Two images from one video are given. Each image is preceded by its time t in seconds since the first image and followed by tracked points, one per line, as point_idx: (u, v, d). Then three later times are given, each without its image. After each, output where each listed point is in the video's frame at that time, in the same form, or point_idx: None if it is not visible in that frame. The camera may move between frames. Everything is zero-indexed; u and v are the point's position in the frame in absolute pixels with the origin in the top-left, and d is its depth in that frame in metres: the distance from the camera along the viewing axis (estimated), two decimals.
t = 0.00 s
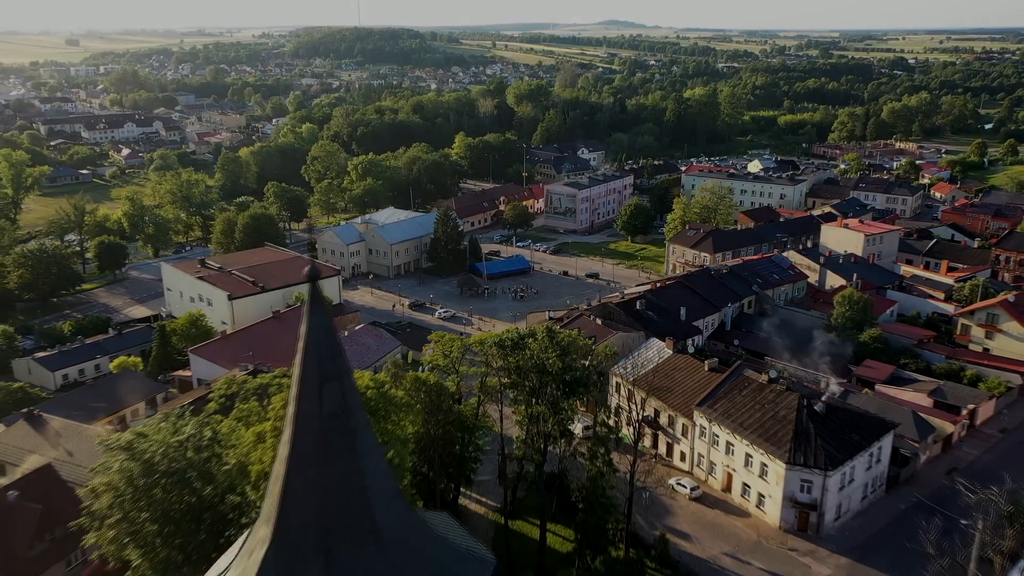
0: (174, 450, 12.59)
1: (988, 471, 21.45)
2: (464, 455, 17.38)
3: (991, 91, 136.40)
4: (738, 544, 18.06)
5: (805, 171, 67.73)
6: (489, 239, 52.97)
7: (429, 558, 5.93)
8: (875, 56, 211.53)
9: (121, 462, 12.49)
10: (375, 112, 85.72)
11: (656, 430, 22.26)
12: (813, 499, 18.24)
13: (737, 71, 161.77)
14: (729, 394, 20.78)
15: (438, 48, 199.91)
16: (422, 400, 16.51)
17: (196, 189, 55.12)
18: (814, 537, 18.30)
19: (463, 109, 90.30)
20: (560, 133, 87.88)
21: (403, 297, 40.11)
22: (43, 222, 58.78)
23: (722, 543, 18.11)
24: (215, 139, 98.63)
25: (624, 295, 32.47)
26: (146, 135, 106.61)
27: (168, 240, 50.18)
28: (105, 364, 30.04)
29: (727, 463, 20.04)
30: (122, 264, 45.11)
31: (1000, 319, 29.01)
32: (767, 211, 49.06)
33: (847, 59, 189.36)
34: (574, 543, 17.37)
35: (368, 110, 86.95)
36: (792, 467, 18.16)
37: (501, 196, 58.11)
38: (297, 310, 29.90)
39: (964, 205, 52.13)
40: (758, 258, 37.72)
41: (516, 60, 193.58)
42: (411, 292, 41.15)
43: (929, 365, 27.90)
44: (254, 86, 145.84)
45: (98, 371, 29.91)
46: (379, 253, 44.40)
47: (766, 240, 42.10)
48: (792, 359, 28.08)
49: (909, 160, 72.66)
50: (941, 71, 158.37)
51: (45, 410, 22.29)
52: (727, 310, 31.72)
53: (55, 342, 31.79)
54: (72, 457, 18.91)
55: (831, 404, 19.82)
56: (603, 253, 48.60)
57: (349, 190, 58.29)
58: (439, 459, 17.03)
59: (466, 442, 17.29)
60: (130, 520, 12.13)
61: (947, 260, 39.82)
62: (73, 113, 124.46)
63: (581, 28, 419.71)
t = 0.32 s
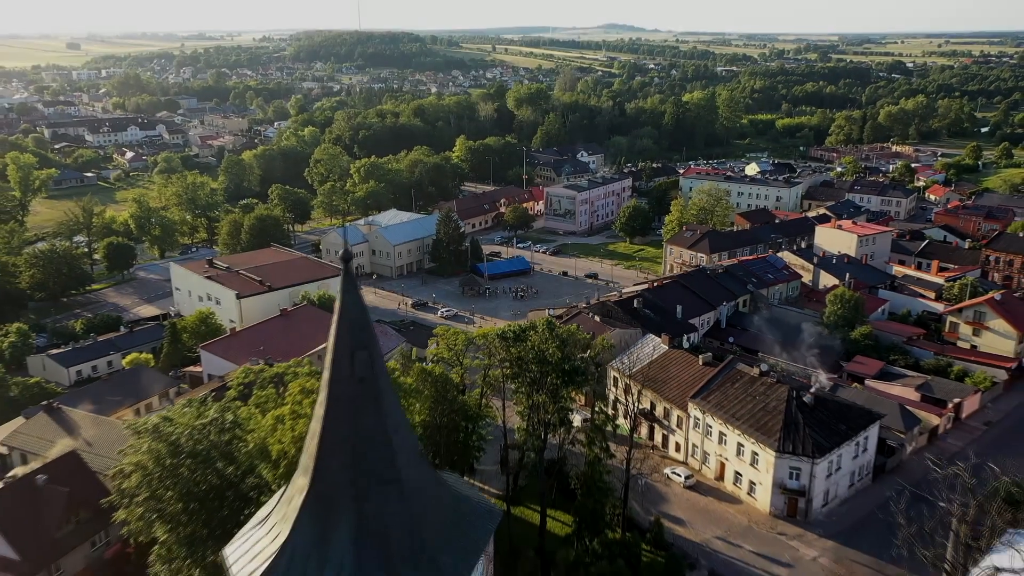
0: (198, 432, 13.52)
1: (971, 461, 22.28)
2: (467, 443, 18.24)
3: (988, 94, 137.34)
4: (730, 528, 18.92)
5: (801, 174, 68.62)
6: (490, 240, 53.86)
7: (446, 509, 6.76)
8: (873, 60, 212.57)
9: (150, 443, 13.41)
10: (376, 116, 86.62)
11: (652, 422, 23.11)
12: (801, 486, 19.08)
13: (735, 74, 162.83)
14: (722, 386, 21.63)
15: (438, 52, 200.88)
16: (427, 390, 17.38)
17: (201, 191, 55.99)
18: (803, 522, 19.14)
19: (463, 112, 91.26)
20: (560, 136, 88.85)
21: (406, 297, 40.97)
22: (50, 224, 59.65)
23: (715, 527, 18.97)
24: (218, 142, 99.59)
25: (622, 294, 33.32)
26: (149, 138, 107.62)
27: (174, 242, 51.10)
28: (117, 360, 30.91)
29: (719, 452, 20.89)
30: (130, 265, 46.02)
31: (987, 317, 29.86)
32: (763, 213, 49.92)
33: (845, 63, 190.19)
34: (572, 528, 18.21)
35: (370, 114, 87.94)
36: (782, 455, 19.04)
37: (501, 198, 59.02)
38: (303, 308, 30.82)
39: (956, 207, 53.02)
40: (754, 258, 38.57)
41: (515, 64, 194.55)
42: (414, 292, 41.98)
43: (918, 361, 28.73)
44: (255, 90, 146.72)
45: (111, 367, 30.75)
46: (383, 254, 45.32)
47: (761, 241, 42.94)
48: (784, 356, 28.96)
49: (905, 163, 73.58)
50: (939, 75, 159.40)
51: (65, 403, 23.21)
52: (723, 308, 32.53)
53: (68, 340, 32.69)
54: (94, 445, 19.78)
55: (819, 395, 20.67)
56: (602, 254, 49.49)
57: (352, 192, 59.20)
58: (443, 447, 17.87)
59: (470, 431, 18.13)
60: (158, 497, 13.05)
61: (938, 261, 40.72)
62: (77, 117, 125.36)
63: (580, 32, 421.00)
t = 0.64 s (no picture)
0: (218, 415, 14.40)
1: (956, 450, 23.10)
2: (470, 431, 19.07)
3: (985, 98, 138.23)
4: (721, 513, 19.74)
5: (797, 176, 69.55)
6: (491, 242, 54.74)
7: (457, 466, 7.60)
8: (872, 63, 213.67)
9: (173, 425, 14.29)
10: (377, 119, 87.50)
11: (648, 413, 23.95)
12: (791, 473, 19.90)
13: (735, 78, 163.94)
14: (716, 379, 22.45)
15: (438, 56, 202.03)
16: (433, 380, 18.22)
17: (206, 193, 56.87)
18: (792, 507, 19.96)
19: (464, 115, 92.13)
20: (559, 139, 89.77)
21: (409, 296, 41.83)
22: (56, 225, 60.52)
23: (707, 512, 19.80)
24: (221, 145, 100.51)
25: (620, 292, 34.16)
26: (152, 141, 108.62)
27: (180, 242, 51.97)
28: (129, 356, 31.76)
29: (713, 441, 21.72)
30: (138, 265, 46.87)
31: (975, 314, 30.71)
32: (759, 214, 50.74)
33: (843, 66, 191.41)
34: (571, 511, 19.04)
35: (371, 117, 88.84)
36: (772, 442, 19.87)
37: (502, 200, 59.89)
38: (310, 306, 31.73)
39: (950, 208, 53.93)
40: (749, 258, 39.42)
41: (515, 67, 195.61)
42: (416, 291, 42.79)
43: (907, 357, 29.54)
44: (257, 93, 147.63)
45: (122, 363, 31.58)
46: (386, 254, 46.17)
47: (757, 241, 43.77)
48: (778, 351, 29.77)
49: (901, 166, 74.50)
50: (937, 78, 160.34)
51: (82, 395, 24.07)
52: (719, 306, 33.36)
53: (79, 337, 33.52)
54: (113, 433, 20.62)
55: (809, 386, 21.49)
56: (601, 255, 50.38)
57: (355, 194, 60.03)
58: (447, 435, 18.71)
59: (473, 419, 18.98)
60: (182, 476, 13.94)
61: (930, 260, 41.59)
62: (80, 120, 126.44)
63: (580, 36, 421.89)
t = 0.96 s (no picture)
0: (236, 398, 15.28)
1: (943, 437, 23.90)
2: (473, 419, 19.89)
3: (982, 101, 139.26)
4: (714, 498, 20.57)
5: (794, 178, 70.49)
6: (491, 242, 55.61)
7: (466, 429, 8.46)
8: (869, 67, 214.92)
9: (196, 407, 15.19)
10: (379, 122, 88.37)
11: (645, 405, 24.78)
12: (781, 459, 20.72)
13: (733, 81, 165.04)
14: (710, 370, 23.28)
15: (438, 60, 203.00)
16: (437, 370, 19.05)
17: (211, 194, 57.76)
18: (782, 492, 20.79)
19: (464, 118, 92.98)
20: (559, 141, 90.68)
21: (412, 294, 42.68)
22: (63, 226, 61.39)
23: (701, 497, 20.65)
24: (224, 147, 101.42)
25: (619, 290, 35.01)
26: (155, 144, 109.53)
27: (185, 243, 52.81)
28: (140, 352, 32.54)
29: (707, 430, 22.56)
30: (145, 264, 47.74)
31: (963, 310, 31.53)
32: (755, 215, 51.62)
33: (842, 70, 192.49)
34: (569, 496, 19.88)
35: (373, 120, 89.72)
36: (763, 430, 20.70)
37: (502, 201, 60.78)
38: (315, 303, 32.59)
39: (943, 209, 54.80)
40: (745, 256, 40.23)
41: (515, 71, 196.58)
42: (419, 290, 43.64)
43: (897, 352, 30.35)
44: (258, 96, 148.57)
45: (133, 359, 32.35)
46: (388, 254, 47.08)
47: (752, 241, 44.63)
48: (771, 346, 30.62)
49: (897, 168, 75.42)
50: (935, 82, 161.42)
51: (97, 388, 24.83)
52: (714, 303, 34.20)
53: (90, 334, 34.34)
54: (130, 421, 21.48)
55: (799, 377, 22.31)
56: (599, 254, 51.26)
57: (357, 196, 60.93)
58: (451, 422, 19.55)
59: (476, 408, 19.80)
60: (202, 456, 14.81)
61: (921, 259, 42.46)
62: (82, 123, 127.21)
63: (580, 39, 423.24)
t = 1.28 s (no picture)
0: (252, 383, 16.15)
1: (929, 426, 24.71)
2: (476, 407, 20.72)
3: (979, 104, 140.27)
4: (708, 484, 21.38)
5: (791, 180, 71.33)
6: (492, 242, 56.44)
7: (474, 398, 9.29)
8: (868, 71, 216.14)
9: (216, 391, 16.07)
10: (380, 125, 89.31)
11: (642, 397, 25.61)
12: (772, 447, 21.53)
13: (732, 85, 166.07)
14: (704, 362, 24.11)
15: (438, 63, 204.01)
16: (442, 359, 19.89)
17: (216, 195, 58.67)
18: (773, 479, 21.59)
19: (465, 121, 93.85)
20: (559, 144, 91.57)
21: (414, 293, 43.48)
22: (69, 227, 62.23)
23: (695, 483, 21.48)
24: (226, 150, 102.33)
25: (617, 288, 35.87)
26: (158, 147, 110.44)
27: (191, 243, 53.63)
28: (150, 347, 33.33)
29: (701, 420, 23.39)
30: (152, 264, 48.58)
31: (952, 306, 32.38)
32: (752, 215, 52.49)
33: (840, 73, 193.45)
34: (567, 480, 20.67)
35: (375, 123, 90.63)
36: (755, 419, 21.52)
37: (503, 202, 61.63)
38: (321, 300, 33.45)
39: (937, 210, 55.64)
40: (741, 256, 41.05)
41: (515, 74, 197.62)
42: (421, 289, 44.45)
43: (888, 347, 31.16)
44: (260, 99, 149.54)
45: (144, 355, 33.12)
46: (391, 254, 47.93)
47: (748, 240, 45.50)
48: (766, 342, 31.41)
49: (893, 170, 76.27)
50: (933, 85, 162.43)
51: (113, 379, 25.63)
52: (710, 301, 35.03)
53: (101, 330, 35.16)
54: (145, 411, 22.31)
55: (790, 368, 23.14)
56: (598, 254, 52.13)
57: (360, 197, 61.80)
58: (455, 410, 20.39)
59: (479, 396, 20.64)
60: (221, 437, 15.68)
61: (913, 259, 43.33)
62: (85, 126, 128.10)
63: (580, 42, 424.11)
